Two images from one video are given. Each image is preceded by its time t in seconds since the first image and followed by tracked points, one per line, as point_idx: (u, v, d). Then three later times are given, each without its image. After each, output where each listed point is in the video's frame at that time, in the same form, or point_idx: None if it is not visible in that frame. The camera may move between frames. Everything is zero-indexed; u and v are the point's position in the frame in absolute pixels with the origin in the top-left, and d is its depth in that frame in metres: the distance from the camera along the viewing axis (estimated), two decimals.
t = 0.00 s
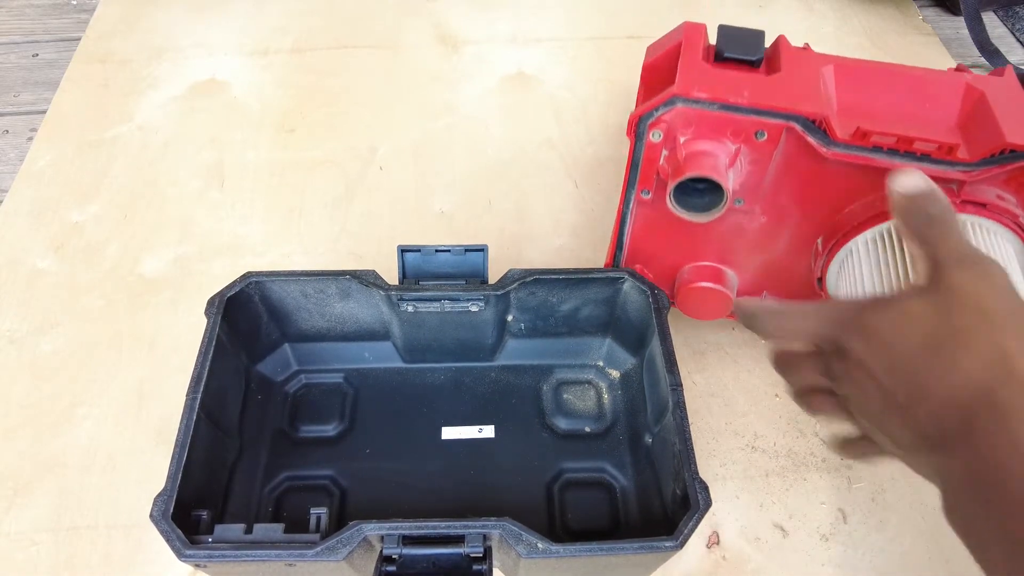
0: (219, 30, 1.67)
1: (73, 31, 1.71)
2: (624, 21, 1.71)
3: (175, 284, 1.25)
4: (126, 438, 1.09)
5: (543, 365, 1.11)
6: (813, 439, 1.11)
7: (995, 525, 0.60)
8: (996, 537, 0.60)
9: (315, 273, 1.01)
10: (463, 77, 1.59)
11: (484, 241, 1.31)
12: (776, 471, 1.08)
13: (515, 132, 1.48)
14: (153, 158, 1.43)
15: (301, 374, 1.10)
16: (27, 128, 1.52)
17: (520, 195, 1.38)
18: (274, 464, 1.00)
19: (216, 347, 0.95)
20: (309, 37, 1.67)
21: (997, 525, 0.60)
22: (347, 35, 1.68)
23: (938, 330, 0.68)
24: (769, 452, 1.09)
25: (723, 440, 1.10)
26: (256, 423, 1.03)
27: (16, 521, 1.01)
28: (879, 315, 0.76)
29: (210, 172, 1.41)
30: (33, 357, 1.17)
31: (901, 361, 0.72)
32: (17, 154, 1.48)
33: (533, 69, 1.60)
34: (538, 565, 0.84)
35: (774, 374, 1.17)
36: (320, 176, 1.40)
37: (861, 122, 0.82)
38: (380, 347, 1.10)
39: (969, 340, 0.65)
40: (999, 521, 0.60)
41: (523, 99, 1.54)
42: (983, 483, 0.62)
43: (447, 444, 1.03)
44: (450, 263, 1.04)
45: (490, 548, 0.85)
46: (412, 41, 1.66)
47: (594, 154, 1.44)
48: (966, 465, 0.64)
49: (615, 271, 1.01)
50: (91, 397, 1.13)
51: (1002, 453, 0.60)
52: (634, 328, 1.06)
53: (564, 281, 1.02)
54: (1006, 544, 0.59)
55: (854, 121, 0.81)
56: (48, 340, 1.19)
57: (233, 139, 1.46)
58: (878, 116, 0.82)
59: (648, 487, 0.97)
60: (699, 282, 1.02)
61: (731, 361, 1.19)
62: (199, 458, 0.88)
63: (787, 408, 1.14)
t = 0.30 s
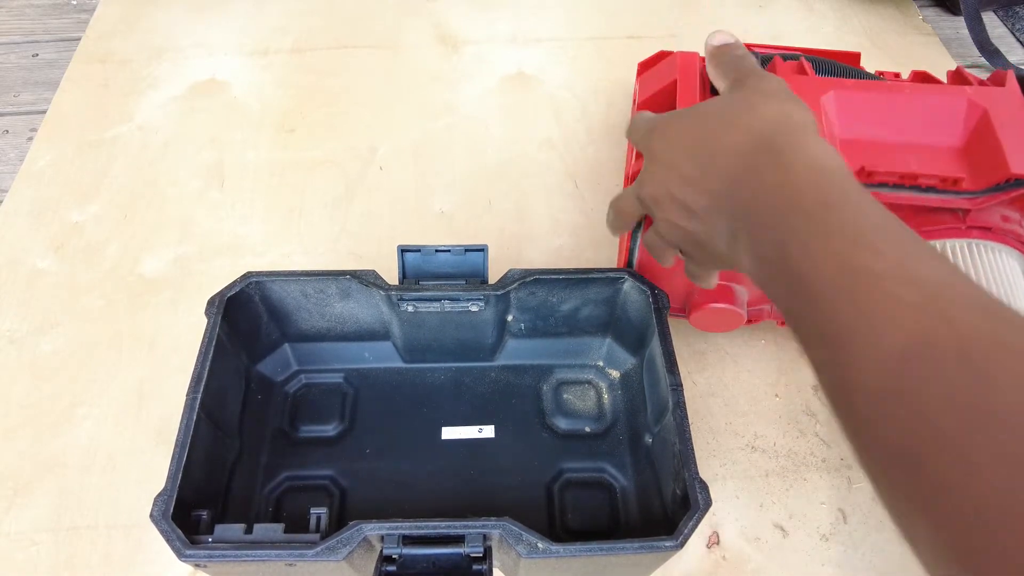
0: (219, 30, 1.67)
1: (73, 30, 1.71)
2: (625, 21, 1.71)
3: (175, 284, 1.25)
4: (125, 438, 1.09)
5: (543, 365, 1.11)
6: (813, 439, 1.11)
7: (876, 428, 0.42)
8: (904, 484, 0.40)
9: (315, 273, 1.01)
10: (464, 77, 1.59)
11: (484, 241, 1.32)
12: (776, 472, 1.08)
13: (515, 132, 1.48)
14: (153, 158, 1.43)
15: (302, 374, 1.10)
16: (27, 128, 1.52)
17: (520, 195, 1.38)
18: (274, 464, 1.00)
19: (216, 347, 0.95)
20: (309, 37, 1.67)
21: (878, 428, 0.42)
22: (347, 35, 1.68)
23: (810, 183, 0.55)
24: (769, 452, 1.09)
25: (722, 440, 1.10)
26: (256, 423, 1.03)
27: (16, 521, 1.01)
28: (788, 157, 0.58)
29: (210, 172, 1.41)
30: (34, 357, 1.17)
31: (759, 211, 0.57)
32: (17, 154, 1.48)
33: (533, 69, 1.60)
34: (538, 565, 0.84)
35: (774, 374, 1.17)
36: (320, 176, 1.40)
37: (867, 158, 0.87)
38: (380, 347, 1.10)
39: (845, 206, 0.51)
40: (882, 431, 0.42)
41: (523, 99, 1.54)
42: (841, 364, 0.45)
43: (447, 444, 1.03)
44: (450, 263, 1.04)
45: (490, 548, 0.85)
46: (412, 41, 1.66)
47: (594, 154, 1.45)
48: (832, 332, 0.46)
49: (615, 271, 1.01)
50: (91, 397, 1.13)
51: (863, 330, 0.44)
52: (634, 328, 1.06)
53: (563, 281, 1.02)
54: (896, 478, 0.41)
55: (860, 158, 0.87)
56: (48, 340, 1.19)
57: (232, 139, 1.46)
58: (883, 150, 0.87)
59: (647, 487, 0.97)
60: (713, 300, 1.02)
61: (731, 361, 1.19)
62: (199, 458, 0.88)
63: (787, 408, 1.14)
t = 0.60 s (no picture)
0: (219, 30, 1.67)
1: (73, 31, 1.71)
2: (625, 22, 1.71)
3: (175, 284, 1.25)
4: (125, 437, 1.09)
5: (543, 364, 1.11)
6: (814, 438, 1.11)
7: (929, 369, 0.46)
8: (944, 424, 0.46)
9: (315, 272, 1.01)
10: (464, 76, 1.59)
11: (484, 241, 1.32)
12: (776, 471, 1.07)
13: (516, 132, 1.48)
14: (153, 158, 1.43)
15: (301, 374, 1.10)
16: (27, 128, 1.52)
17: (521, 195, 1.38)
18: (274, 464, 1.00)
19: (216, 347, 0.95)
20: (309, 37, 1.67)
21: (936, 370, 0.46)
22: (347, 35, 1.68)
23: (876, 102, 0.54)
24: (769, 451, 1.09)
25: (722, 440, 1.10)
26: (256, 423, 1.03)
27: (16, 521, 1.01)
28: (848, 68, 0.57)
29: (210, 172, 1.41)
30: (34, 357, 1.17)
31: (825, 125, 0.57)
32: (17, 154, 1.48)
33: (533, 69, 1.60)
34: (539, 566, 0.84)
35: (774, 373, 1.17)
36: (320, 176, 1.40)
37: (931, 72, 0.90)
38: (380, 347, 1.10)
39: (935, 137, 0.50)
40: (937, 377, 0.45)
41: (523, 99, 1.54)
42: (914, 309, 0.47)
43: (446, 444, 1.03)
44: (450, 263, 1.04)
45: (490, 549, 0.85)
46: (411, 41, 1.66)
47: (594, 153, 1.45)
48: (910, 268, 0.48)
49: (615, 271, 1.01)
50: (91, 397, 1.12)
51: (946, 286, 0.46)
52: (635, 328, 1.06)
53: (564, 281, 1.02)
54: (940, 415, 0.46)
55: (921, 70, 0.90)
56: (47, 340, 1.18)
57: (233, 139, 1.46)
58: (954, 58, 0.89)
59: (648, 487, 0.97)
60: (730, 195, 1.20)
61: (731, 361, 1.19)
62: (199, 458, 0.88)
63: (787, 407, 1.14)
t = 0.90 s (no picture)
0: (219, 30, 1.67)
1: (73, 31, 1.71)
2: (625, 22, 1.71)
3: (174, 284, 1.25)
4: (125, 437, 1.08)
5: (543, 364, 1.11)
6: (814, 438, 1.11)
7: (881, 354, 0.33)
8: (861, 418, 0.33)
9: (315, 272, 1.01)
10: (464, 76, 1.59)
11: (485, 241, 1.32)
12: (775, 471, 1.07)
13: (516, 132, 1.48)
14: (153, 157, 1.43)
15: (301, 374, 1.10)
16: (27, 128, 1.52)
17: (521, 195, 1.38)
18: (274, 464, 1.00)
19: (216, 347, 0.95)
20: (309, 37, 1.67)
21: (888, 358, 0.33)
22: (347, 35, 1.68)
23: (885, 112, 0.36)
24: (769, 451, 1.09)
25: (722, 440, 1.10)
26: (257, 423, 1.03)
27: (16, 521, 1.01)
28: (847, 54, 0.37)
29: (210, 172, 1.41)
30: (34, 357, 1.16)
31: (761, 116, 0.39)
32: (16, 154, 1.48)
33: (533, 69, 1.60)
34: (538, 566, 0.84)
35: (774, 373, 1.17)
36: (320, 176, 1.40)
37: None
38: (380, 347, 1.10)
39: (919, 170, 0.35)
40: (888, 374, 0.33)
41: (523, 99, 1.54)
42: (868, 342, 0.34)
43: (447, 444, 1.03)
44: (450, 263, 1.04)
45: (490, 549, 0.85)
46: (411, 41, 1.66)
47: (594, 153, 1.44)
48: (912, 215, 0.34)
49: (615, 270, 1.01)
50: (91, 397, 1.12)
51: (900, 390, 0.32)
52: (635, 327, 1.06)
53: (563, 281, 1.02)
54: (848, 404, 0.34)
55: None
56: (47, 340, 1.18)
57: (233, 139, 1.46)
58: None
59: (648, 487, 0.97)
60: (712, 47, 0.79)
61: (731, 360, 1.19)
62: (199, 459, 0.88)
63: (787, 406, 1.14)
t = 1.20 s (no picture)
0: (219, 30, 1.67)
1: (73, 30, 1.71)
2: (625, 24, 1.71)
3: (174, 284, 1.25)
4: (125, 438, 1.08)
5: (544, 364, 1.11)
6: (815, 438, 1.10)
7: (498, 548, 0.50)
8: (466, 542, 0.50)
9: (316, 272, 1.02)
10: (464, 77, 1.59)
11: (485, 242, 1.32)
12: (777, 472, 1.07)
13: (516, 132, 1.49)
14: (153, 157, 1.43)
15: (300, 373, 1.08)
16: (26, 128, 1.52)
17: (521, 195, 1.38)
18: (273, 464, 1.00)
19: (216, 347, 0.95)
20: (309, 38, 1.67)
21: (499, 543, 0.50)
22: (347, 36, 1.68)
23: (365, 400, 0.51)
24: (770, 451, 1.09)
25: (723, 440, 1.10)
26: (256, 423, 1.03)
27: (16, 522, 1.01)
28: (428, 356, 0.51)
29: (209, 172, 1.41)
30: (34, 356, 1.16)
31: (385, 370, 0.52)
32: (17, 154, 1.47)
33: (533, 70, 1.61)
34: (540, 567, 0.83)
35: (774, 374, 1.17)
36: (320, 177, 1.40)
37: None
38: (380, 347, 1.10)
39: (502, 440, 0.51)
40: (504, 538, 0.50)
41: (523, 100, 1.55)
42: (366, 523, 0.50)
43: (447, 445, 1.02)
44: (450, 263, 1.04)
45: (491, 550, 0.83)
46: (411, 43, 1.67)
47: (595, 154, 1.44)
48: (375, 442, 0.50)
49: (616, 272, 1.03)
50: (91, 397, 1.12)
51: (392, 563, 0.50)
52: (636, 328, 1.07)
53: (563, 282, 1.05)
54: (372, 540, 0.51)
55: None
56: (47, 340, 1.18)
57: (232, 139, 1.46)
58: None
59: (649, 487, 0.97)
60: None
61: (732, 361, 1.18)
62: (198, 459, 0.89)
63: (788, 407, 1.13)
